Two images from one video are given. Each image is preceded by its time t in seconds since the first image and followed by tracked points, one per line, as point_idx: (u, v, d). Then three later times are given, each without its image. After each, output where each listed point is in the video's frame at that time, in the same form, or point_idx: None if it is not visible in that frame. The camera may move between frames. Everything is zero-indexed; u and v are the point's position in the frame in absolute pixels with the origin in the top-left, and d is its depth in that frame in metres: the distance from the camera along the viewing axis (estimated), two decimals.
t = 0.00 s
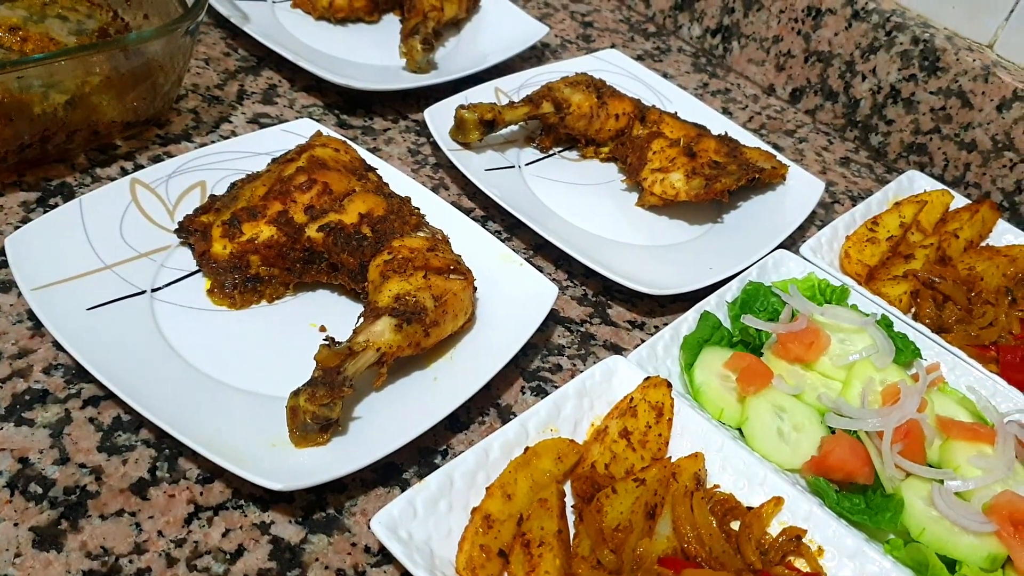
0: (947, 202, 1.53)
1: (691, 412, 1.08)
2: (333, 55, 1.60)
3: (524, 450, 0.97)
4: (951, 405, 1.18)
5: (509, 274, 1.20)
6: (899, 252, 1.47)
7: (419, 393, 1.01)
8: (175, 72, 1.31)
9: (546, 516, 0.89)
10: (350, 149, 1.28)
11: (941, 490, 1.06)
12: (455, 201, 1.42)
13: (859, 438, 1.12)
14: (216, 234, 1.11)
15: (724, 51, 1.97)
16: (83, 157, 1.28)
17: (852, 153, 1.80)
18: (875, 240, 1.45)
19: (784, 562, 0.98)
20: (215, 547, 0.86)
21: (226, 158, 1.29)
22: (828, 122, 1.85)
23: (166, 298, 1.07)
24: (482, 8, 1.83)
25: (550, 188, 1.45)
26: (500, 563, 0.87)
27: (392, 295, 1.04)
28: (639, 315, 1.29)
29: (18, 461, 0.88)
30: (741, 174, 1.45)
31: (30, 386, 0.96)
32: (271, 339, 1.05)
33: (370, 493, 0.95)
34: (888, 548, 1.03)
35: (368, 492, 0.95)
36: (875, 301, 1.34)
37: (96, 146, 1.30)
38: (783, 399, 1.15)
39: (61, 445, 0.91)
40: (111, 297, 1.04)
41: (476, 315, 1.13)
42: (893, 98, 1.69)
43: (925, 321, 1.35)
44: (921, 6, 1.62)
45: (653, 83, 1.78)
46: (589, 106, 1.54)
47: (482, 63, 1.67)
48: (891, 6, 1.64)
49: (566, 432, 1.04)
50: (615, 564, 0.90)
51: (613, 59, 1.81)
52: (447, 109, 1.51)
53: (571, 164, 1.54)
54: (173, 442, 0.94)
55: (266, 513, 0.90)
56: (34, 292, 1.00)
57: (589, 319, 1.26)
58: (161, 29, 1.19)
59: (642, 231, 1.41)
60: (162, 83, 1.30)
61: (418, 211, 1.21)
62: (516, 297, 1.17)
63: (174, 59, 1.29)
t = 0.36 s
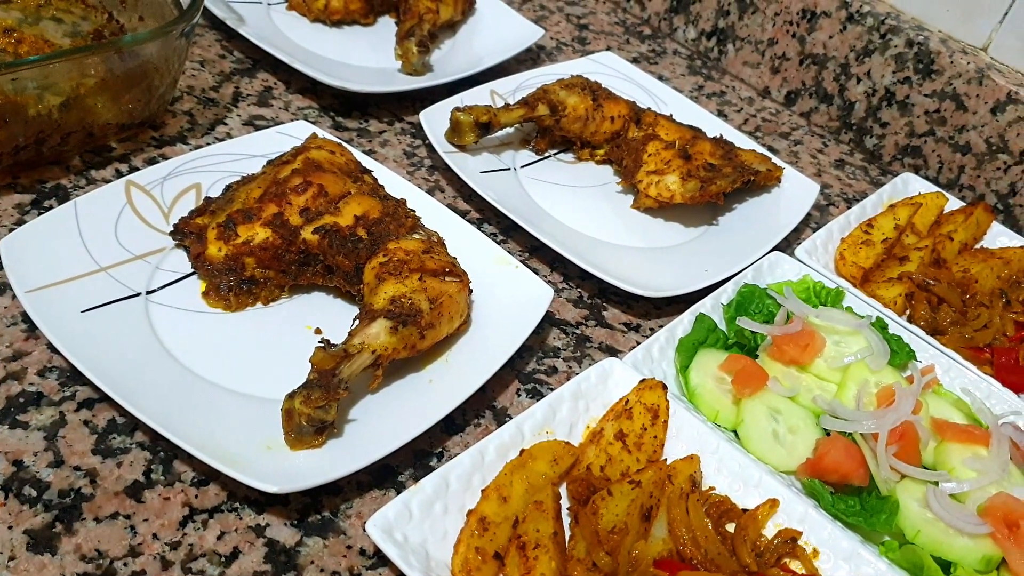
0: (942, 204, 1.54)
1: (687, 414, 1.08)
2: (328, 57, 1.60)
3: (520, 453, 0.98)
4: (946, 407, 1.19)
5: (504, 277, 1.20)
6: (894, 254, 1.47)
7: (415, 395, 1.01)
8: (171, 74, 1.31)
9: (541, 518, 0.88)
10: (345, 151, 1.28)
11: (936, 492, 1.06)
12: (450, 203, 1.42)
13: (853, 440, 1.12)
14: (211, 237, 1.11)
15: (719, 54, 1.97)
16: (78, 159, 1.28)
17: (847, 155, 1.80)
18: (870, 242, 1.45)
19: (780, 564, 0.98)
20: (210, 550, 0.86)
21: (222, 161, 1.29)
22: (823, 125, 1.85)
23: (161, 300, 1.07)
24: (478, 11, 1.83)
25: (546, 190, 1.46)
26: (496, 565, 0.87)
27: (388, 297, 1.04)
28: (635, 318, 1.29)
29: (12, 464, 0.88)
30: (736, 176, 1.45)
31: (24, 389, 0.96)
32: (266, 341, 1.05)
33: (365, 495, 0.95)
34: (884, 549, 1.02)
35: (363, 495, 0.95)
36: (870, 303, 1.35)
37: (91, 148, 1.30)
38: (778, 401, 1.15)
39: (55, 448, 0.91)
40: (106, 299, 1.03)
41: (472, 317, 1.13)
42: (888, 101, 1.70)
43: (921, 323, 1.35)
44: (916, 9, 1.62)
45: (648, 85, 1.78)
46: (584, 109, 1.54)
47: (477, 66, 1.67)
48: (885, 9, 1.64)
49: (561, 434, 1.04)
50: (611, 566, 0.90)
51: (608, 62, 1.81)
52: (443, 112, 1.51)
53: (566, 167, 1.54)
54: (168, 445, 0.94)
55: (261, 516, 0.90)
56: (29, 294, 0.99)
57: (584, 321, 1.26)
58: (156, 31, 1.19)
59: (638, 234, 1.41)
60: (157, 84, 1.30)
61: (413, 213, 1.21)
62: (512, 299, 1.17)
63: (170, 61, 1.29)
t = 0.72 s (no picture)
0: (942, 204, 1.54)
1: (687, 414, 1.08)
2: (328, 57, 1.60)
3: (520, 453, 0.98)
4: (946, 407, 1.19)
5: (505, 277, 1.20)
6: (894, 254, 1.47)
7: (415, 395, 1.01)
8: (171, 74, 1.31)
9: (541, 518, 0.88)
10: (345, 151, 1.28)
11: (935, 492, 1.06)
12: (450, 203, 1.42)
13: (853, 440, 1.12)
14: (211, 237, 1.11)
15: (719, 54, 1.98)
16: (78, 159, 1.28)
17: (848, 156, 1.80)
18: (870, 243, 1.45)
19: (780, 564, 0.98)
20: (210, 550, 0.86)
21: (222, 161, 1.29)
22: (823, 125, 1.85)
23: (161, 300, 1.07)
24: (478, 11, 1.83)
25: (546, 191, 1.46)
26: (496, 566, 0.87)
27: (388, 297, 1.04)
28: (635, 318, 1.29)
29: (12, 464, 0.88)
30: (735, 176, 1.45)
31: (24, 389, 0.96)
32: (266, 342, 1.05)
33: (365, 495, 0.95)
34: (884, 550, 1.02)
35: (363, 495, 0.95)
36: (870, 303, 1.35)
37: (91, 148, 1.30)
38: (778, 401, 1.15)
39: (55, 448, 0.91)
40: (106, 299, 1.03)
41: (472, 317, 1.13)
42: (888, 101, 1.70)
43: (921, 323, 1.35)
44: (916, 9, 1.62)
45: (648, 85, 1.78)
46: (584, 109, 1.54)
47: (478, 66, 1.67)
48: (885, 9, 1.64)
49: (562, 435, 1.04)
50: (611, 566, 0.89)
51: (608, 62, 1.81)
52: (443, 112, 1.52)
53: (567, 167, 1.54)
54: (168, 445, 0.94)
55: (261, 516, 0.90)
56: (29, 294, 0.99)
57: (584, 321, 1.26)
58: (156, 31, 1.19)
59: (638, 234, 1.41)
60: (157, 84, 1.30)
61: (413, 213, 1.21)
62: (512, 299, 1.17)
63: (170, 61, 1.29)
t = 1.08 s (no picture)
0: (942, 204, 1.54)
1: (687, 414, 1.08)
2: (327, 57, 1.60)
3: (520, 453, 0.98)
4: (946, 407, 1.19)
5: (505, 277, 1.20)
6: (894, 254, 1.47)
7: (414, 395, 1.01)
8: (171, 74, 1.31)
9: (541, 518, 0.88)
10: (345, 151, 1.28)
11: (935, 492, 1.06)
12: (450, 203, 1.42)
13: (853, 440, 1.12)
14: (211, 237, 1.11)
15: (719, 54, 1.97)
16: (78, 159, 1.28)
17: (848, 156, 1.80)
18: (870, 242, 1.45)
19: (780, 564, 0.98)
20: (210, 550, 0.86)
21: (222, 161, 1.29)
22: (823, 125, 1.85)
23: (161, 300, 1.07)
24: (478, 11, 1.83)
25: (546, 191, 1.45)
26: (496, 566, 0.87)
27: (388, 297, 1.04)
28: (635, 318, 1.29)
29: (12, 464, 0.88)
30: (735, 176, 1.45)
31: (24, 389, 0.96)
32: (266, 342, 1.05)
33: (365, 496, 0.95)
34: (884, 550, 1.02)
35: (363, 495, 0.95)
36: (870, 303, 1.35)
37: (91, 148, 1.30)
38: (778, 401, 1.15)
39: (55, 448, 0.91)
40: (106, 300, 1.03)
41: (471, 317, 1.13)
42: (888, 101, 1.70)
43: (921, 323, 1.35)
44: (916, 9, 1.62)
45: (648, 85, 1.78)
46: (584, 109, 1.54)
47: (477, 66, 1.67)
48: (885, 9, 1.64)
49: (561, 435, 1.04)
50: (611, 566, 0.89)
51: (608, 62, 1.81)
52: (443, 112, 1.51)
53: (567, 167, 1.54)
54: (168, 445, 0.94)
55: (261, 516, 0.90)
56: (28, 294, 0.99)
57: (584, 321, 1.26)
58: (156, 31, 1.19)
59: (637, 235, 1.41)
60: (157, 84, 1.30)
61: (413, 213, 1.21)
62: (512, 300, 1.17)
63: (171, 61, 1.29)
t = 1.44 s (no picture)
0: (942, 204, 1.54)
1: (687, 414, 1.08)
2: (327, 57, 1.60)
3: (520, 453, 0.98)
4: (946, 407, 1.19)
5: (505, 277, 1.20)
6: (894, 254, 1.47)
7: (414, 396, 1.01)
8: (170, 74, 1.31)
9: (541, 518, 0.88)
10: (345, 151, 1.28)
11: (935, 492, 1.06)
12: (450, 203, 1.42)
13: (853, 440, 1.12)
14: (211, 237, 1.11)
15: (719, 54, 1.97)
16: (78, 159, 1.28)
17: (848, 155, 1.80)
18: (870, 242, 1.45)
19: (780, 564, 0.98)
20: (210, 550, 0.86)
21: (222, 161, 1.29)
22: (823, 125, 1.85)
23: (161, 300, 1.07)
24: (478, 11, 1.83)
25: (546, 191, 1.45)
26: (496, 565, 0.87)
27: (388, 297, 1.04)
28: (634, 318, 1.29)
29: (12, 464, 0.88)
30: (735, 176, 1.45)
31: (24, 389, 0.96)
32: (266, 342, 1.05)
33: (365, 496, 0.95)
34: (884, 550, 1.02)
35: (363, 495, 0.95)
36: (870, 303, 1.35)
37: (91, 148, 1.30)
38: (778, 401, 1.15)
39: (55, 448, 0.91)
40: (106, 300, 1.03)
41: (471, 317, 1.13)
42: (888, 101, 1.70)
43: (921, 323, 1.35)
44: (916, 9, 1.62)
45: (648, 85, 1.78)
46: (584, 109, 1.54)
47: (477, 66, 1.67)
48: (885, 9, 1.64)
49: (562, 435, 1.04)
50: (611, 566, 0.89)
51: (608, 62, 1.81)
52: (443, 112, 1.51)
53: (567, 167, 1.54)
54: (168, 445, 0.94)
55: (261, 516, 0.90)
56: (28, 294, 0.99)
57: (584, 321, 1.26)
58: (156, 31, 1.19)
59: (637, 235, 1.41)
60: (157, 84, 1.30)
61: (413, 213, 1.21)
62: (513, 300, 1.17)
63: (171, 61, 1.29)
